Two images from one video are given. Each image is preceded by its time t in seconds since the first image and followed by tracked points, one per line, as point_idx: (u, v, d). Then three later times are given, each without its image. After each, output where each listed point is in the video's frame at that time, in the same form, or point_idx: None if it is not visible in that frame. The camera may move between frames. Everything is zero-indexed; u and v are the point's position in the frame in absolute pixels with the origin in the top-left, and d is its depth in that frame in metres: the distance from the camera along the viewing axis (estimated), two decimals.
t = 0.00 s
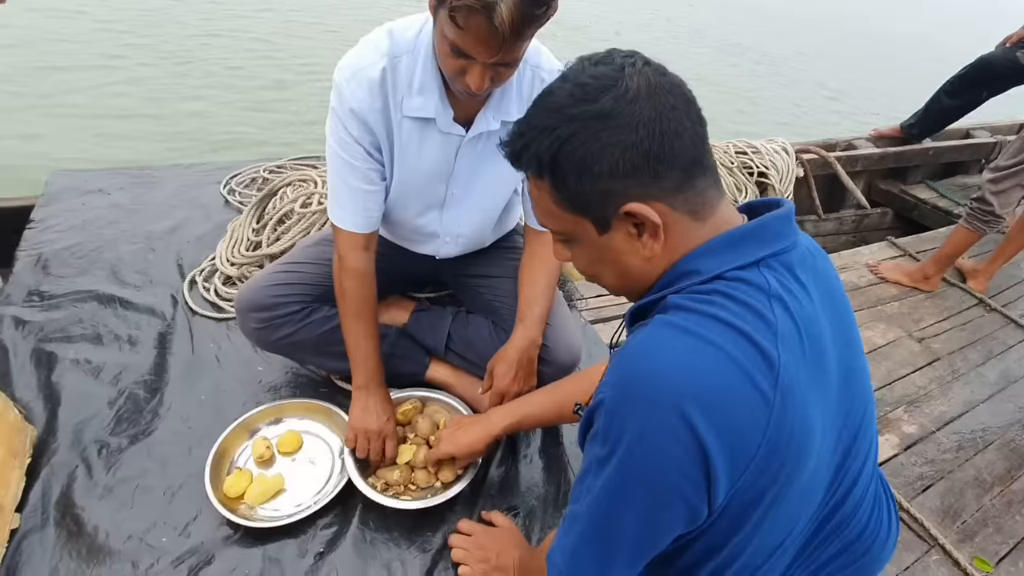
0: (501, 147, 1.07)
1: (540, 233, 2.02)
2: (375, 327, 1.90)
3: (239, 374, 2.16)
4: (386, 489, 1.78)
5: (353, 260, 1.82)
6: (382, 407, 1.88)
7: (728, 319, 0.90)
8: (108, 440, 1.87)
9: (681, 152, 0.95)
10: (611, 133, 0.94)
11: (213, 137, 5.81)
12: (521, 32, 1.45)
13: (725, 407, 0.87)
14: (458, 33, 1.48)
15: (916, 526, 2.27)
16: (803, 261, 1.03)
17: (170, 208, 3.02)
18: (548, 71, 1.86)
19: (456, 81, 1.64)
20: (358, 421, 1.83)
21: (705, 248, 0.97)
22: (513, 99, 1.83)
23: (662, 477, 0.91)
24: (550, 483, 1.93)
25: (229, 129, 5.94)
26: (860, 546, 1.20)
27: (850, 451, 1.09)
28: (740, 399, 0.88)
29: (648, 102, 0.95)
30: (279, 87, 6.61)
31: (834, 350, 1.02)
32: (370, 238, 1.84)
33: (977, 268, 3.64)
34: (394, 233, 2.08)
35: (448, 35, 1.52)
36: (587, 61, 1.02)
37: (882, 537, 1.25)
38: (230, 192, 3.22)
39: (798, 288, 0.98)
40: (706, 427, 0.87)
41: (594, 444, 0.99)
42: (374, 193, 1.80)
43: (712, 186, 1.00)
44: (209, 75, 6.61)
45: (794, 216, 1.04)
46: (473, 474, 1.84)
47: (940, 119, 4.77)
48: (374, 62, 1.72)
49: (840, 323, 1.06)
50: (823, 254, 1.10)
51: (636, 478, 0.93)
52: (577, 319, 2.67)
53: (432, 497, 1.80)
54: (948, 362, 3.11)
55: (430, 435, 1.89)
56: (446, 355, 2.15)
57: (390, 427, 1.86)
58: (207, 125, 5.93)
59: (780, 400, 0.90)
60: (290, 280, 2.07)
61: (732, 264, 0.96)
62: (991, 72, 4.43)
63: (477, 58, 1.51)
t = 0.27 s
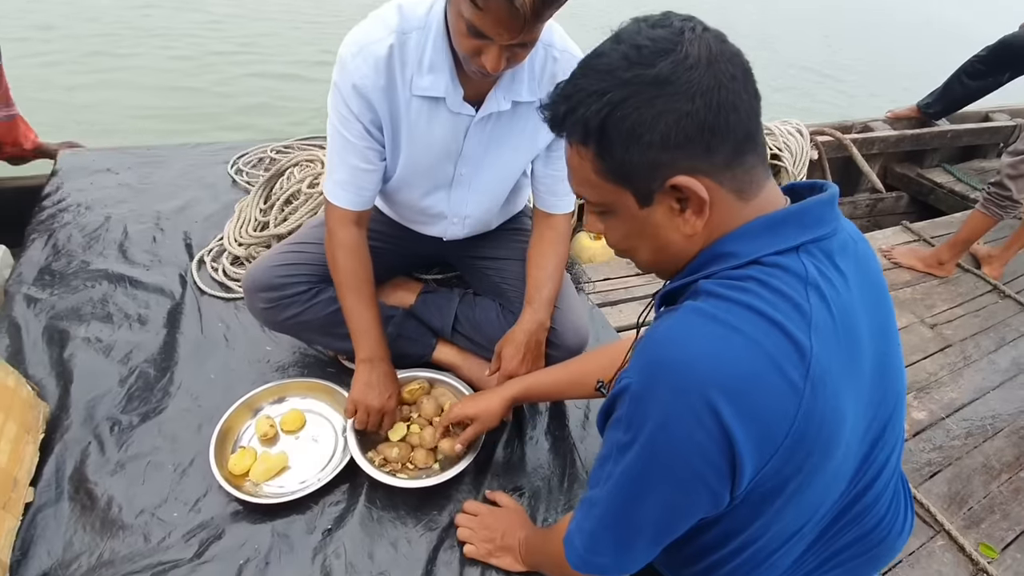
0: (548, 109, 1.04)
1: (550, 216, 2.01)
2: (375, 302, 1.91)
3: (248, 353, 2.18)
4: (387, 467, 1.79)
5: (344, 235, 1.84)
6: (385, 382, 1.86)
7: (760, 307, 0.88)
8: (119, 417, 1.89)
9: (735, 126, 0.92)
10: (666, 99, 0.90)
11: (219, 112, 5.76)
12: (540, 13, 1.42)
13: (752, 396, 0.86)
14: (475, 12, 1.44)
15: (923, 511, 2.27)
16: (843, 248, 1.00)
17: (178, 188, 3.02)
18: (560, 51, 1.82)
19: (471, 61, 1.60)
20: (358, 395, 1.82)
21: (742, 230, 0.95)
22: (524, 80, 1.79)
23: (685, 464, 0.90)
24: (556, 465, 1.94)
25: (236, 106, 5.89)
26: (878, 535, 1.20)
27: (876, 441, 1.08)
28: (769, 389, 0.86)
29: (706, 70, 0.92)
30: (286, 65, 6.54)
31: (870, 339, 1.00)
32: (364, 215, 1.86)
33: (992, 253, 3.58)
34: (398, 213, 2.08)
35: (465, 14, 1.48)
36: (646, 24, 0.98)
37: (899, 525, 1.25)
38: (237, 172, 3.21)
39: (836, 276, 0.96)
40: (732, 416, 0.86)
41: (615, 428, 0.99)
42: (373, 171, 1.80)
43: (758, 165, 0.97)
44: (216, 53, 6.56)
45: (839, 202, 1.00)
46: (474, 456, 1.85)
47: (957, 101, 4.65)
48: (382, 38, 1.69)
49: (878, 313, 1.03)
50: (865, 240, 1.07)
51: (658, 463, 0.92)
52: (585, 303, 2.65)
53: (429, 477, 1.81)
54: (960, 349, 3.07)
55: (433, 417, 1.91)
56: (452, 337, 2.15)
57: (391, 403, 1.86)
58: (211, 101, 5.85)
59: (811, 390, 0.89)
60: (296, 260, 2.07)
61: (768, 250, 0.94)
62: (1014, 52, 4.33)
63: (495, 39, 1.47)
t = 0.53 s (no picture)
0: (631, 31, 1.00)
1: (554, 194, 1.97)
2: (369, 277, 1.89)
3: (250, 332, 2.17)
4: (384, 446, 1.80)
5: (339, 208, 1.81)
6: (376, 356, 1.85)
7: (790, 288, 0.86)
8: (122, 394, 1.89)
9: (825, 71, 0.90)
10: (765, 25, 0.88)
11: (219, 89, 5.68)
12: None
13: (778, 376, 0.85)
14: None
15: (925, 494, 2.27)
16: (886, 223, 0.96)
17: (178, 165, 2.98)
18: (569, 23, 1.76)
19: (477, 33, 1.55)
20: (349, 369, 1.84)
21: (788, 200, 0.93)
22: (531, 53, 1.73)
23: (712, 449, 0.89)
24: (558, 446, 1.94)
25: (236, 82, 5.81)
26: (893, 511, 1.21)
27: (905, 420, 1.06)
28: (797, 369, 0.85)
29: (810, 8, 0.90)
30: (287, 41, 6.44)
31: (908, 318, 0.97)
32: (360, 189, 1.83)
33: (1002, 237, 3.53)
34: (400, 190, 2.05)
35: None
36: None
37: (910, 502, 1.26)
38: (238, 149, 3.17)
39: (875, 252, 0.92)
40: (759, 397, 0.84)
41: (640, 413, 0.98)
42: (370, 146, 1.77)
43: (834, 123, 0.94)
44: (215, 29, 6.45)
45: (892, 178, 0.96)
46: (474, 438, 1.85)
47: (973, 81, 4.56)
48: (383, 8, 1.64)
49: (918, 291, 0.99)
50: (908, 216, 1.03)
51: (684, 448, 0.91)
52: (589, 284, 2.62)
53: (427, 457, 1.81)
54: (966, 332, 3.04)
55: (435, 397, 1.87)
56: (455, 317, 2.14)
57: (383, 377, 1.83)
58: (211, 78, 5.78)
59: (841, 371, 0.87)
60: (298, 239, 2.04)
61: (804, 224, 0.92)
62: None
63: (502, 9, 1.43)
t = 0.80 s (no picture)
0: None
1: (558, 185, 1.94)
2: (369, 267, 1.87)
3: (254, 325, 2.16)
4: (389, 438, 1.79)
5: (339, 195, 1.80)
6: (382, 341, 1.84)
7: (837, 278, 0.83)
8: (126, 387, 1.89)
9: (888, 40, 0.84)
10: None
11: (222, 79, 5.64)
12: None
13: (821, 369, 0.83)
14: None
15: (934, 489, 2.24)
16: (932, 212, 0.93)
17: (180, 156, 2.96)
18: (573, 10, 1.73)
19: (479, 19, 1.52)
20: (358, 356, 1.82)
21: (834, 180, 0.89)
22: (535, 40, 1.69)
23: (739, 439, 0.87)
24: (563, 441, 1.92)
25: (239, 72, 5.77)
26: (904, 507, 1.21)
27: (928, 413, 1.05)
28: (840, 361, 0.83)
29: None
30: (289, 30, 6.38)
31: (944, 309, 0.95)
32: (359, 176, 1.81)
33: (1016, 227, 3.46)
34: (403, 181, 2.02)
35: None
36: None
37: (921, 501, 1.26)
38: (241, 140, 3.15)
39: (922, 242, 0.89)
40: (801, 391, 0.82)
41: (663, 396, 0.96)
42: (369, 135, 1.75)
43: (887, 100, 0.88)
44: (218, 18, 6.40)
45: (938, 165, 0.93)
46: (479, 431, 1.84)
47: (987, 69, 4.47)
48: None
49: (953, 285, 0.98)
50: (953, 211, 1.00)
51: (710, 435, 0.89)
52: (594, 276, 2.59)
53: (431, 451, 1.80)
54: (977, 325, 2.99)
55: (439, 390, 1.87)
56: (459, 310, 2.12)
57: (394, 359, 1.84)
58: (214, 67, 5.74)
59: (883, 364, 0.84)
60: (300, 231, 2.03)
61: (850, 208, 0.88)
62: None
63: None
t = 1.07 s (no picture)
0: None
1: (562, 173, 1.91)
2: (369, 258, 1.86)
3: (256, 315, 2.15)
4: (390, 427, 1.78)
5: (341, 186, 1.77)
6: (380, 332, 1.85)
7: (864, 281, 0.81)
8: (129, 377, 1.89)
9: (941, 26, 0.80)
10: None
11: (222, 66, 5.59)
12: None
13: (840, 375, 0.82)
14: None
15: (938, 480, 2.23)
16: (969, 216, 0.90)
17: (180, 143, 2.93)
18: None
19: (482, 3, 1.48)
20: (358, 347, 1.82)
21: (867, 177, 0.86)
22: (539, 24, 1.66)
23: (742, 439, 0.86)
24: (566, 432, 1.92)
25: (239, 59, 5.71)
26: (906, 515, 1.20)
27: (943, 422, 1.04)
28: (859, 368, 0.82)
29: None
30: (290, 16, 6.31)
31: (971, 318, 0.93)
32: (364, 168, 1.79)
33: None
34: (406, 169, 2.00)
35: None
36: None
37: (926, 511, 1.25)
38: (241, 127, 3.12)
39: (957, 248, 0.87)
40: (817, 396, 0.81)
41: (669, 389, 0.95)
42: (372, 124, 1.72)
43: (932, 90, 0.85)
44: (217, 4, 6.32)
45: (980, 166, 0.90)
46: (482, 422, 1.83)
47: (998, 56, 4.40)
48: None
49: (982, 292, 0.95)
50: (990, 214, 0.97)
51: (713, 433, 0.88)
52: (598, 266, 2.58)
53: (434, 442, 1.79)
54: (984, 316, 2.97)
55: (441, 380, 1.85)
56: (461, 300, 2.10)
57: (394, 347, 1.84)
58: (214, 54, 5.69)
59: (904, 372, 0.83)
60: (301, 220, 2.01)
61: (882, 206, 0.85)
62: None
63: None
